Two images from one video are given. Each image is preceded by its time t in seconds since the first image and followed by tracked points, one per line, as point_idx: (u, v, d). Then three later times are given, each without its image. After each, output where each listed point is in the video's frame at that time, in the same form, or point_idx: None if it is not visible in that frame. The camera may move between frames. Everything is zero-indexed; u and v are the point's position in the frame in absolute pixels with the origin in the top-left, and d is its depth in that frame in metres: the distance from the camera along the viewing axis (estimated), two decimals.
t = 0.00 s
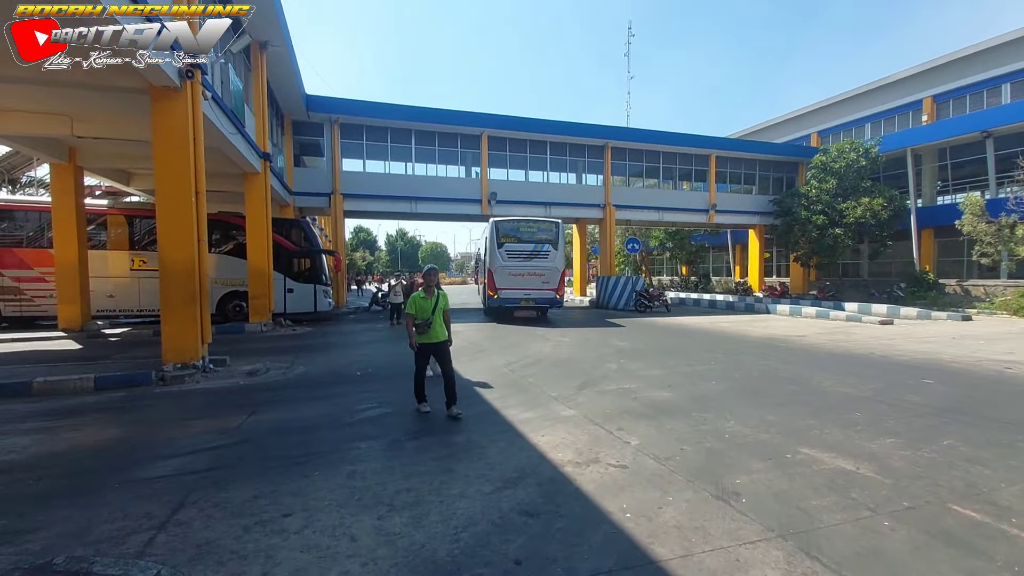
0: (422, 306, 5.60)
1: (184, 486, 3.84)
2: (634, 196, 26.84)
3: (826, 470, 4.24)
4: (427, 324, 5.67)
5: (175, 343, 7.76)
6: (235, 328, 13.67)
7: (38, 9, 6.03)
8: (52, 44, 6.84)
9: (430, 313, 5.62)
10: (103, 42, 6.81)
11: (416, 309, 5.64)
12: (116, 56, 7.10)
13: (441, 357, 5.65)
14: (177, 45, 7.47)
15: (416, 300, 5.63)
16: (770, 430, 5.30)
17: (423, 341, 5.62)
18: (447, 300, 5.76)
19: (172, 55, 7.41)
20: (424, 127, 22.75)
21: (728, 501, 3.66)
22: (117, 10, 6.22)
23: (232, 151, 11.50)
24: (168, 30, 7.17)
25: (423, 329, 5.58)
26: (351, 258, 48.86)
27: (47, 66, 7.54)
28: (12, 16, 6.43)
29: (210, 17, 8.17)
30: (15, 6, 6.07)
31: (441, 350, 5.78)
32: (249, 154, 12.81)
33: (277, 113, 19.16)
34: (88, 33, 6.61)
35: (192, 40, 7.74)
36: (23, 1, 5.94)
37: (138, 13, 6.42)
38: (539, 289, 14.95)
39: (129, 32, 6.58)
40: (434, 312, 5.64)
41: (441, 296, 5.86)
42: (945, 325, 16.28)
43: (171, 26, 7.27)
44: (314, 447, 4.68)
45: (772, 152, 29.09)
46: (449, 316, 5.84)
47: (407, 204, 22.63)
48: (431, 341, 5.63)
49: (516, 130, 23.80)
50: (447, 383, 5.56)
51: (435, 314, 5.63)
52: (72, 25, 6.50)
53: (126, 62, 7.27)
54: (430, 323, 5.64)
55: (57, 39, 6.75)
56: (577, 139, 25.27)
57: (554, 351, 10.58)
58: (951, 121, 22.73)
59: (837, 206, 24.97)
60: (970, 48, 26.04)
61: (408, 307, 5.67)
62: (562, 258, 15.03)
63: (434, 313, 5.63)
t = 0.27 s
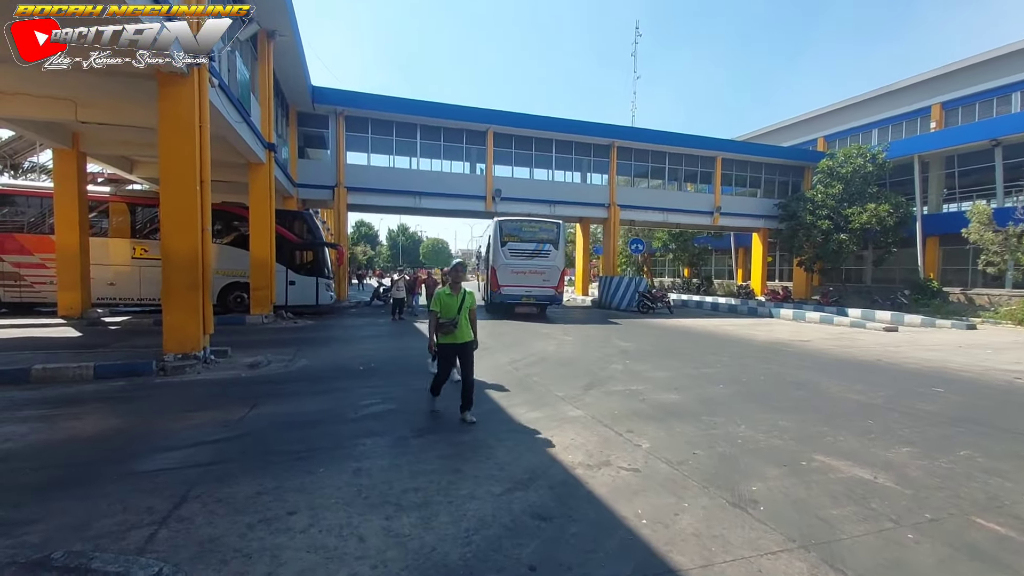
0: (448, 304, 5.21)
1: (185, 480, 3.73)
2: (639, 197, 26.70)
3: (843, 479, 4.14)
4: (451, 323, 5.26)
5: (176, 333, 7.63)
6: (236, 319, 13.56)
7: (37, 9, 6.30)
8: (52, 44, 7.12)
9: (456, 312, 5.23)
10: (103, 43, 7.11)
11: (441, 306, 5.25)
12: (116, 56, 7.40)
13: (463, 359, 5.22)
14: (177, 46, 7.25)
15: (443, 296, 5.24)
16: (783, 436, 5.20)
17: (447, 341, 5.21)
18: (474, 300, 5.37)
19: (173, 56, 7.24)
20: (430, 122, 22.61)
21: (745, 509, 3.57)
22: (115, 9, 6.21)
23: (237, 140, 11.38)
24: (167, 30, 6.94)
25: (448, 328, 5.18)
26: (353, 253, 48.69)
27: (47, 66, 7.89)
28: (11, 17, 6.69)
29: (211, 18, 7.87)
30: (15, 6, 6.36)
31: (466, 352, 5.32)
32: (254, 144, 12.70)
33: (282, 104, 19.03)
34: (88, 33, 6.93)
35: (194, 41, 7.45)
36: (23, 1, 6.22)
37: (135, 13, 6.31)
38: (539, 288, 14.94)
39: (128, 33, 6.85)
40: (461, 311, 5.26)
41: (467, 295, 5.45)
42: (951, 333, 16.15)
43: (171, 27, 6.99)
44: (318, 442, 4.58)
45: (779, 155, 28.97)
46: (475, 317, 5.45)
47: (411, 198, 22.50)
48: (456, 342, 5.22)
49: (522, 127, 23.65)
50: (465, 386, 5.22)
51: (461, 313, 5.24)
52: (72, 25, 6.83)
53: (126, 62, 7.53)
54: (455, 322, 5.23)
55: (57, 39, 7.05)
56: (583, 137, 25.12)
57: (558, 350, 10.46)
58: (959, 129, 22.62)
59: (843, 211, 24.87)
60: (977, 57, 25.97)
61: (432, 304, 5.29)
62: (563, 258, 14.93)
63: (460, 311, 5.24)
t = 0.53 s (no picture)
0: (477, 305, 4.86)
1: (198, 490, 3.62)
2: (642, 194, 26.54)
3: (874, 482, 4.03)
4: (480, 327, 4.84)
5: (183, 337, 7.53)
6: (240, 321, 13.45)
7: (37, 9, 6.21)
8: (52, 44, 7.01)
9: (486, 315, 4.87)
10: (103, 42, 7.01)
11: (469, 309, 4.89)
12: (116, 56, 7.31)
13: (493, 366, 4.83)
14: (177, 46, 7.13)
15: (471, 299, 4.90)
16: (805, 437, 5.09)
17: (476, 346, 4.80)
18: (503, 303, 5.04)
19: (174, 56, 7.11)
20: (431, 121, 22.48)
21: (778, 515, 3.46)
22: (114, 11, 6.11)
23: (240, 140, 11.28)
24: (167, 30, 6.80)
25: (479, 332, 4.80)
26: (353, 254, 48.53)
27: (46, 66, 7.78)
28: (11, 16, 6.58)
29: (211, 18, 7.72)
30: (15, 6, 6.26)
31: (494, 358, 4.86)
32: (257, 145, 12.59)
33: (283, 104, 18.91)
34: (88, 33, 6.83)
35: (194, 41, 7.31)
36: (23, 1, 6.13)
37: (135, 14, 6.20)
38: (540, 285, 16.09)
39: (128, 32, 6.75)
40: (491, 314, 4.91)
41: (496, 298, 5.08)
42: (960, 329, 16.04)
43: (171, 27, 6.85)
44: (333, 448, 4.47)
45: (782, 151, 28.84)
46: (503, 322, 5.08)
47: (413, 198, 22.38)
48: (486, 346, 4.81)
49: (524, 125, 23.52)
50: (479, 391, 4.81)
51: (491, 316, 4.89)
52: (72, 25, 6.73)
53: (126, 62, 7.45)
54: (485, 326, 4.83)
55: (57, 39, 6.94)
56: (586, 135, 24.99)
57: (566, 350, 10.34)
58: (963, 123, 22.50)
59: (847, 207, 24.72)
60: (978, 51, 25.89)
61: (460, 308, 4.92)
62: (562, 257, 16.02)
63: (490, 314, 4.89)
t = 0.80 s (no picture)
0: (509, 312, 4.60)
1: (217, 502, 3.55)
2: (646, 192, 26.39)
3: (907, 483, 3.94)
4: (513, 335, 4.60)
5: (193, 343, 7.45)
6: (247, 327, 13.39)
7: (37, 9, 6.10)
8: (52, 44, 6.87)
9: (519, 321, 4.61)
10: (104, 42, 6.89)
11: (501, 316, 4.64)
12: (116, 56, 7.17)
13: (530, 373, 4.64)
14: (178, 45, 6.96)
15: (502, 305, 4.65)
16: (832, 437, 4.98)
17: (512, 355, 4.56)
18: (534, 306, 4.79)
19: (174, 55, 6.93)
20: (433, 122, 22.40)
21: (814, 519, 3.38)
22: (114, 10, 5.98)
23: (244, 145, 11.22)
24: (166, 30, 6.63)
25: (514, 340, 4.54)
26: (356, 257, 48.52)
27: (46, 66, 7.65)
28: (11, 16, 6.43)
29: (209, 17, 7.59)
30: (15, 6, 6.14)
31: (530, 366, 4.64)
32: (261, 149, 12.52)
33: (285, 108, 18.84)
34: (88, 33, 6.72)
35: (194, 41, 7.19)
36: (23, 1, 6.01)
37: (135, 13, 6.07)
38: (542, 282, 18.27)
39: (128, 33, 6.60)
40: (524, 319, 4.64)
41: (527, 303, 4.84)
42: (972, 322, 15.86)
43: (171, 26, 6.69)
44: (351, 456, 4.40)
45: (786, 146, 28.66)
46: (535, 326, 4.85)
47: (417, 200, 22.30)
48: (520, 355, 4.57)
49: (526, 124, 23.41)
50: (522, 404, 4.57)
51: (525, 320, 4.63)
52: (73, 25, 6.60)
53: (126, 62, 7.32)
54: (519, 333, 4.59)
55: (57, 39, 6.80)
56: (589, 133, 24.88)
57: (577, 351, 10.23)
58: (969, 114, 22.32)
59: (853, 200, 24.51)
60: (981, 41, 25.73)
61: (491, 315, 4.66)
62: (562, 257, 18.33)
63: (524, 319, 4.64)
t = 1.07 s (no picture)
0: (538, 311, 4.26)
1: (226, 502, 3.48)
2: (654, 190, 26.20)
3: (933, 489, 3.85)
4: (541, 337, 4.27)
5: (200, 338, 7.40)
6: (253, 323, 13.35)
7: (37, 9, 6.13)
8: (52, 44, 6.88)
9: (548, 322, 4.27)
10: (103, 43, 6.95)
11: (529, 317, 4.30)
12: (117, 56, 7.25)
13: (566, 380, 4.24)
14: (179, 44, 6.88)
15: (531, 304, 4.31)
16: (852, 441, 4.88)
17: (539, 359, 4.24)
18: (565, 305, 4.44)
19: (175, 55, 7.01)
20: (440, 119, 22.30)
21: (840, 526, 3.29)
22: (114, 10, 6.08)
23: (252, 140, 11.16)
24: (167, 31, 6.62)
25: (542, 343, 4.22)
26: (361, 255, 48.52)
27: (46, 66, 7.66)
28: (11, 16, 6.44)
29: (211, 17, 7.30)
30: (15, 6, 6.17)
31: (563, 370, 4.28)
32: (268, 145, 12.46)
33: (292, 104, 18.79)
34: (88, 33, 6.75)
35: (195, 41, 6.97)
36: (23, 1, 6.04)
37: (134, 13, 6.14)
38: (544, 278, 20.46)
39: (128, 32, 6.70)
40: (554, 320, 4.29)
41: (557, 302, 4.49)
42: (985, 324, 15.67)
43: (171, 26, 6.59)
44: (362, 455, 4.32)
45: (795, 145, 28.43)
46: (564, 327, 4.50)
47: (423, 197, 22.22)
48: (548, 359, 4.23)
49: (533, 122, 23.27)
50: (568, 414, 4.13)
51: (554, 322, 4.28)
52: (73, 25, 6.64)
53: (126, 62, 7.40)
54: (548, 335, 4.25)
55: (57, 39, 6.81)
56: (596, 131, 24.73)
57: (586, 350, 10.13)
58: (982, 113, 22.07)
59: (863, 200, 24.24)
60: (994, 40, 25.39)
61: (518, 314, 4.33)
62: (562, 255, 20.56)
63: (553, 320, 4.29)
